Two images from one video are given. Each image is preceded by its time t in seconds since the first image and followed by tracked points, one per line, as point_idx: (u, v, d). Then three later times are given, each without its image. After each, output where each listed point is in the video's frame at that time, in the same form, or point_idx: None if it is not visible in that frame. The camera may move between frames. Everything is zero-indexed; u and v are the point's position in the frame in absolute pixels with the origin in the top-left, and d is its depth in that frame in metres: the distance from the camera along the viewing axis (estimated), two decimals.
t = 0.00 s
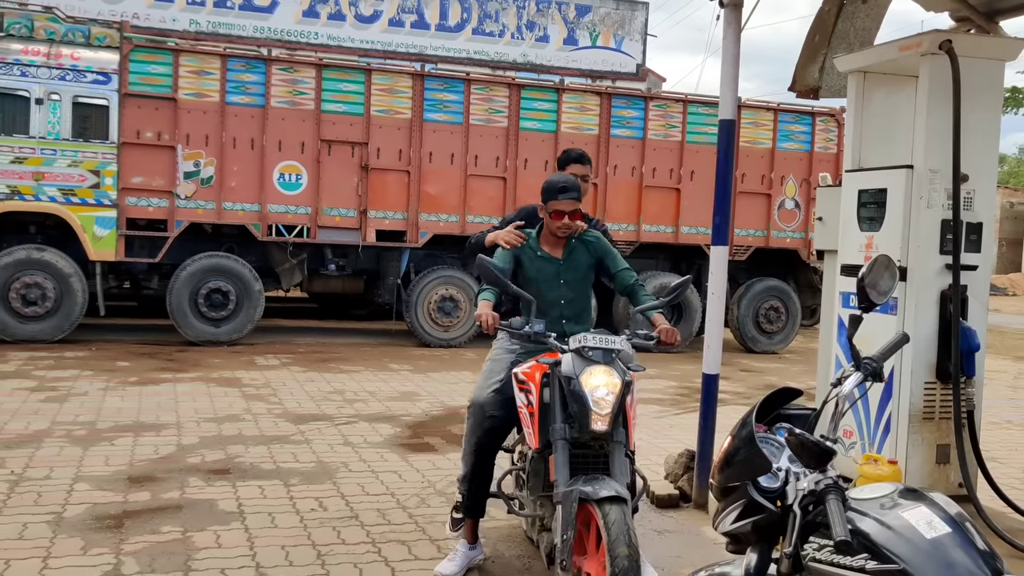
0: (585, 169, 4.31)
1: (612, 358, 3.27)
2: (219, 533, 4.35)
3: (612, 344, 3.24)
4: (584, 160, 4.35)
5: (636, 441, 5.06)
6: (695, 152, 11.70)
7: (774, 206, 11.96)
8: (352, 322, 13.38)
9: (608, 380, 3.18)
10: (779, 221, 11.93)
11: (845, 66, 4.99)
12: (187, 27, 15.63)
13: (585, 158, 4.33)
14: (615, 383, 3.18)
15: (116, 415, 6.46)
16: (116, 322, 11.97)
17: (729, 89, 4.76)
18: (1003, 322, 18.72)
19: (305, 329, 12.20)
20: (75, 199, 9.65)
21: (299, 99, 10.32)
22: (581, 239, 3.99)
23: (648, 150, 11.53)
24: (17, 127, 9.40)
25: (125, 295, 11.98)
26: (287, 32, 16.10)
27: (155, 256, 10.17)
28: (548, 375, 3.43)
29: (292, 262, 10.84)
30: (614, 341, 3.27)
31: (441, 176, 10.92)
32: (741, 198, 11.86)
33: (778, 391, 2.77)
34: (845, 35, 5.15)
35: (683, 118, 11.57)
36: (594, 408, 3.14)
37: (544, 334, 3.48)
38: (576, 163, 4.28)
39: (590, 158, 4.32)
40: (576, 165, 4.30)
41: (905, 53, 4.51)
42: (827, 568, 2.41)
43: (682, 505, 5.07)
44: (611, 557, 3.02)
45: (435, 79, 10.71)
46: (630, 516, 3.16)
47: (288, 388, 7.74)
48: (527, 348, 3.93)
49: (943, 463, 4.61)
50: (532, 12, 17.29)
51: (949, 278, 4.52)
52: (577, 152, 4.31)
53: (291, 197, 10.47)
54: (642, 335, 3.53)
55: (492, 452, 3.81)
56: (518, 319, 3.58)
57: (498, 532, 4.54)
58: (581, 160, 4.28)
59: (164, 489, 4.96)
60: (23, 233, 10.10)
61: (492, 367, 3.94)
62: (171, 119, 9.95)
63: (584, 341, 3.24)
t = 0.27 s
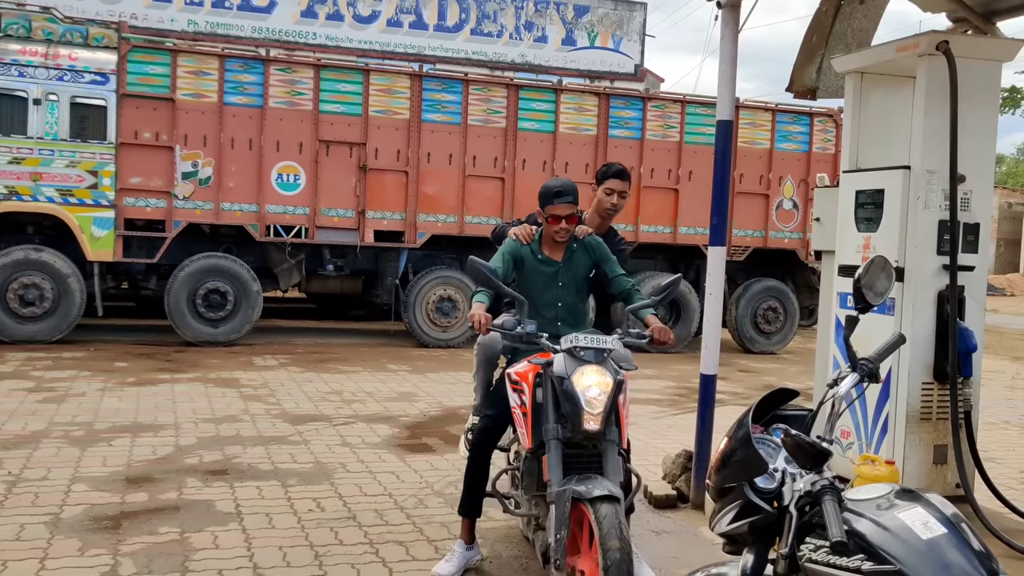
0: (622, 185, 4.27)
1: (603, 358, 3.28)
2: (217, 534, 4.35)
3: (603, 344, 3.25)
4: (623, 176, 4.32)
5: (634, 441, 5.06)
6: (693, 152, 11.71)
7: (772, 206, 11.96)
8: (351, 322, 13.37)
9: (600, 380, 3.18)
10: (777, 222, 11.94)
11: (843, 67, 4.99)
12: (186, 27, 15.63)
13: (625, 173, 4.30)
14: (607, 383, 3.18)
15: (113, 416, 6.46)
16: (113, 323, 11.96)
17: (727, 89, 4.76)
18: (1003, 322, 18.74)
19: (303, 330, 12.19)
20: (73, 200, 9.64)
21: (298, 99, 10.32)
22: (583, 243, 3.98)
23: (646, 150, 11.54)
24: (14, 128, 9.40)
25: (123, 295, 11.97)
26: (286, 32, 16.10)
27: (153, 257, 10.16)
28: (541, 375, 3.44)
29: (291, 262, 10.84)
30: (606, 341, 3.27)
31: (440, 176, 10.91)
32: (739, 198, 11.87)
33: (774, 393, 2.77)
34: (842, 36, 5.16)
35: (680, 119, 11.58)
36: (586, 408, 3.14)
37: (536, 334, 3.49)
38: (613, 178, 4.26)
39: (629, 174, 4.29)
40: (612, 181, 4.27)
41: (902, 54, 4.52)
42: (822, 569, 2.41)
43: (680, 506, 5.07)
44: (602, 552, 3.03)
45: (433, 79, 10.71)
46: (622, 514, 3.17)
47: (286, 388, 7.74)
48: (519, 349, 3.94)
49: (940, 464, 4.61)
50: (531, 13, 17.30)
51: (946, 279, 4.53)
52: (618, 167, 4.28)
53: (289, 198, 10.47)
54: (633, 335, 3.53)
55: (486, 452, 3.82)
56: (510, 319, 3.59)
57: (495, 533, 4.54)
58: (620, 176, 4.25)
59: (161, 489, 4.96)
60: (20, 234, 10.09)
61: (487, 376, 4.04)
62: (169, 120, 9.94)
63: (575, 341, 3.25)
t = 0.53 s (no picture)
0: (623, 195, 4.24)
1: (597, 359, 3.28)
2: (212, 536, 4.34)
3: (597, 345, 3.25)
4: (625, 186, 4.27)
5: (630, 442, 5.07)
6: (689, 153, 11.71)
7: (768, 207, 11.97)
8: (348, 323, 13.37)
9: (594, 381, 3.18)
10: (774, 222, 11.94)
11: (838, 68, 5.00)
12: (182, 28, 15.62)
13: (626, 183, 4.26)
14: (601, 384, 3.18)
15: (109, 417, 6.45)
16: (110, 324, 11.96)
17: (722, 89, 4.76)
18: (1001, 322, 18.73)
19: (300, 331, 12.18)
20: (69, 201, 9.64)
21: (294, 100, 10.32)
22: (578, 244, 3.98)
23: (643, 151, 11.54)
24: (10, 129, 9.40)
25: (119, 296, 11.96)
26: (282, 33, 16.09)
27: (150, 258, 10.15)
28: (537, 376, 3.44)
29: (287, 263, 10.85)
30: (600, 342, 3.27)
31: (436, 177, 10.92)
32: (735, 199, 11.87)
33: (768, 394, 2.78)
34: (838, 37, 5.16)
35: (677, 120, 11.59)
36: (579, 409, 3.14)
37: (532, 335, 3.49)
38: (614, 189, 4.23)
39: (631, 185, 4.25)
40: (613, 192, 4.25)
41: (896, 55, 4.53)
42: (814, 570, 2.41)
43: (676, 507, 5.07)
44: (590, 548, 3.03)
45: (429, 80, 10.72)
46: (612, 513, 3.17)
47: (283, 390, 7.73)
48: (515, 350, 3.95)
49: (935, 464, 4.62)
50: (527, 13, 17.31)
51: (941, 280, 4.53)
52: (620, 177, 4.24)
53: (285, 198, 10.47)
54: (630, 335, 3.53)
55: (483, 453, 3.82)
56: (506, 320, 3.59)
57: (491, 535, 4.54)
58: (621, 187, 4.22)
59: (157, 491, 4.96)
60: (16, 235, 10.08)
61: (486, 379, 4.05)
62: (165, 121, 9.93)
63: (569, 342, 3.25)
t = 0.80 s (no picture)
0: (598, 182, 4.16)
1: (592, 359, 3.28)
2: (201, 537, 4.33)
3: (592, 345, 3.26)
4: (600, 171, 4.17)
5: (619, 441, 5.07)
6: (679, 153, 11.73)
7: (758, 207, 11.99)
8: (339, 323, 13.35)
9: (588, 381, 3.19)
10: (764, 222, 11.97)
11: (826, 68, 5.01)
12: (171, 28, 15.57)
13: (602, 169, 4.16)
14: (595, 384, 3.18)
15: (98, 418, 6.43)
16: (99, 325, 11.91)
17: (710, 89, 4.77)
18: (990, 321, 18.81)
19: (291, 331, 12.16)
20: (57, 201, 9.60)
21: (284, 101, 10.30)
22: (565, 242, 3.98)
23: (633, 151, 11.55)
24: None
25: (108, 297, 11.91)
26: (272, 33, 16.04)
27: (139, 259, 10.11)
28: (529, 376, 3.44)
29: (277, 264, 10.83)
30: (595, 342, 3.27)
31: (426, 177, 10.91)
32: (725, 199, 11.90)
33: (752, 393, 2.76)
34: (825, 37, 5.18)
35: (667, 120, 11.61)
36: (573, 409, 3.14)
37: (525, 335, 3.48)
38: (587, 177, 4.14)
39: (605, 170, 4.16)
40: (587, 179, 4.16)
41: (884, 55, 4.54)
42: (800, 568, 2.42)
43: (665, 506, 5.08)
44: (585, 552, 3.02)
45: (419, 80, 10.71)
46: (606, 514, 3.17)
47: (273, 390, 7.71)
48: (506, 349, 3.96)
49: (923, 462, 4.63)
50: (518, 14, 17.31)
51: (929, 279, 4.55)
52: (593, 164, 4.14)
53: (275, 199, 10.45)
54: (622, 337, 3.54)
55: (473, 453, 3.82)
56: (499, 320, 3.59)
57: (480, 535, 4.54)
58: (594, 174, 4.13)
59: (146, 492, 4.94)
60: (4, 236, 10.03)
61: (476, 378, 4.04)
62: (154, 121, 9.90)
63: (564, 342, 3.24)
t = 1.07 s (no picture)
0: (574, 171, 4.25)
1: (582, 361, 3.28)
2: (192, 539, 4.32)
3: (582, 347, 3.26)
4: (575, 162, 4.25)
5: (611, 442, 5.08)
6: (671, 153, 11.75)
7: (750, 207, 12.02)
8: (331, 324, 13.33)
9: (578, 382, 3.18)
10: (755, 222, 12.00)
11: (816, 68, 5.02)
12: (163, 29, 15.52)
13: (577, 161, 4.24)
14: (585, 386, 3.18)
15: (89, 421, 6.41)
16: (91, 327, 11.87)
17: (701, 90, 4.77)
18: (981, 320, 18.88)
19: (283, 332, 12.13)
20: (48, 203, 9.57)
21: (275, 101, 10.29)
22: (559, 241, 3.99)
23: (625, 151, 11.56)
24: None
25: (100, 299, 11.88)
26: (264, 34, 16.00)
27: (130, 260, 10.09)
28: (519, 378, 3.44)
29: (269, 265, 10.81)
30: (584, 343, 3.27)
31: (419, 177, 10.90)
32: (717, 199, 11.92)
33: (742, 394, 2.76)
34: (815, 38, 5.19)
35: (659, 120, 11.62)
36: (563, 410, 3.13)
37: (515, 337, 3.48)
38: (565, 167, 4.22)
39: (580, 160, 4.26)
40: (563, 170, 4.25)
41: (873, 56, 4.56)
42: (790, 569, 2.43)
43: (657, 506, 5.08)
44: (576, 558, 3.01)
45: (411, 81, 10.71)
46: (596, 517, 3.17)
47: (265, 392, 7.70)
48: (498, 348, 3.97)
49: (913, 462, 4.65)
50: (510, 14, 17.31)
51: (918, 279, 4.57)
52: (569, 155, 4.23)
53: (267, 200, 10.43)
54: (614, 336, 3.54)
55: (465, 454, 3.81)
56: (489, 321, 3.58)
57: (472, 536, 4.54)
58: (571, 164, 4.22)
59: (136, 495, 4.92)
60: None
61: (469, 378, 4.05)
62: (145, 122, 9.88)
63: (553, 344, 3.25)
